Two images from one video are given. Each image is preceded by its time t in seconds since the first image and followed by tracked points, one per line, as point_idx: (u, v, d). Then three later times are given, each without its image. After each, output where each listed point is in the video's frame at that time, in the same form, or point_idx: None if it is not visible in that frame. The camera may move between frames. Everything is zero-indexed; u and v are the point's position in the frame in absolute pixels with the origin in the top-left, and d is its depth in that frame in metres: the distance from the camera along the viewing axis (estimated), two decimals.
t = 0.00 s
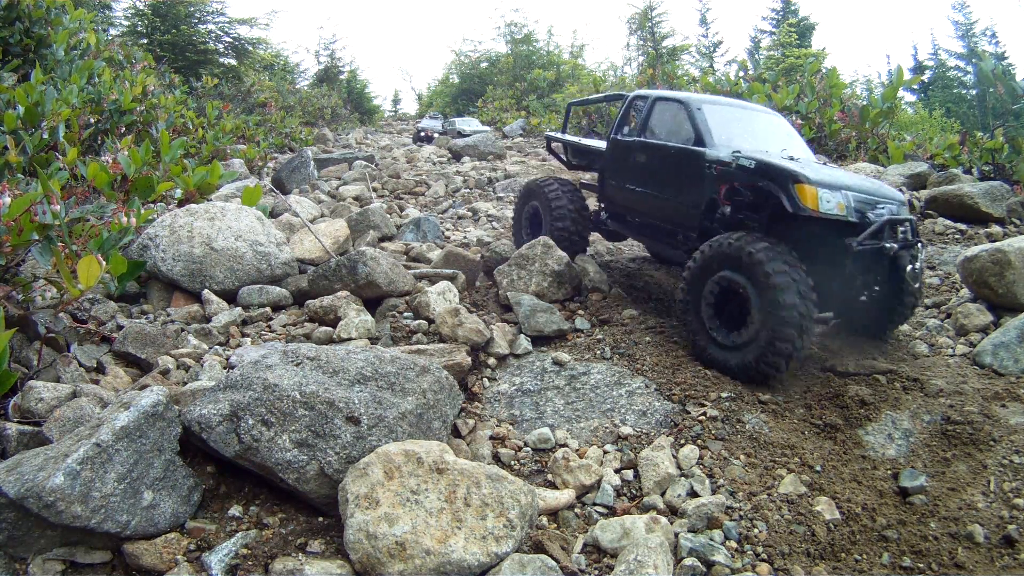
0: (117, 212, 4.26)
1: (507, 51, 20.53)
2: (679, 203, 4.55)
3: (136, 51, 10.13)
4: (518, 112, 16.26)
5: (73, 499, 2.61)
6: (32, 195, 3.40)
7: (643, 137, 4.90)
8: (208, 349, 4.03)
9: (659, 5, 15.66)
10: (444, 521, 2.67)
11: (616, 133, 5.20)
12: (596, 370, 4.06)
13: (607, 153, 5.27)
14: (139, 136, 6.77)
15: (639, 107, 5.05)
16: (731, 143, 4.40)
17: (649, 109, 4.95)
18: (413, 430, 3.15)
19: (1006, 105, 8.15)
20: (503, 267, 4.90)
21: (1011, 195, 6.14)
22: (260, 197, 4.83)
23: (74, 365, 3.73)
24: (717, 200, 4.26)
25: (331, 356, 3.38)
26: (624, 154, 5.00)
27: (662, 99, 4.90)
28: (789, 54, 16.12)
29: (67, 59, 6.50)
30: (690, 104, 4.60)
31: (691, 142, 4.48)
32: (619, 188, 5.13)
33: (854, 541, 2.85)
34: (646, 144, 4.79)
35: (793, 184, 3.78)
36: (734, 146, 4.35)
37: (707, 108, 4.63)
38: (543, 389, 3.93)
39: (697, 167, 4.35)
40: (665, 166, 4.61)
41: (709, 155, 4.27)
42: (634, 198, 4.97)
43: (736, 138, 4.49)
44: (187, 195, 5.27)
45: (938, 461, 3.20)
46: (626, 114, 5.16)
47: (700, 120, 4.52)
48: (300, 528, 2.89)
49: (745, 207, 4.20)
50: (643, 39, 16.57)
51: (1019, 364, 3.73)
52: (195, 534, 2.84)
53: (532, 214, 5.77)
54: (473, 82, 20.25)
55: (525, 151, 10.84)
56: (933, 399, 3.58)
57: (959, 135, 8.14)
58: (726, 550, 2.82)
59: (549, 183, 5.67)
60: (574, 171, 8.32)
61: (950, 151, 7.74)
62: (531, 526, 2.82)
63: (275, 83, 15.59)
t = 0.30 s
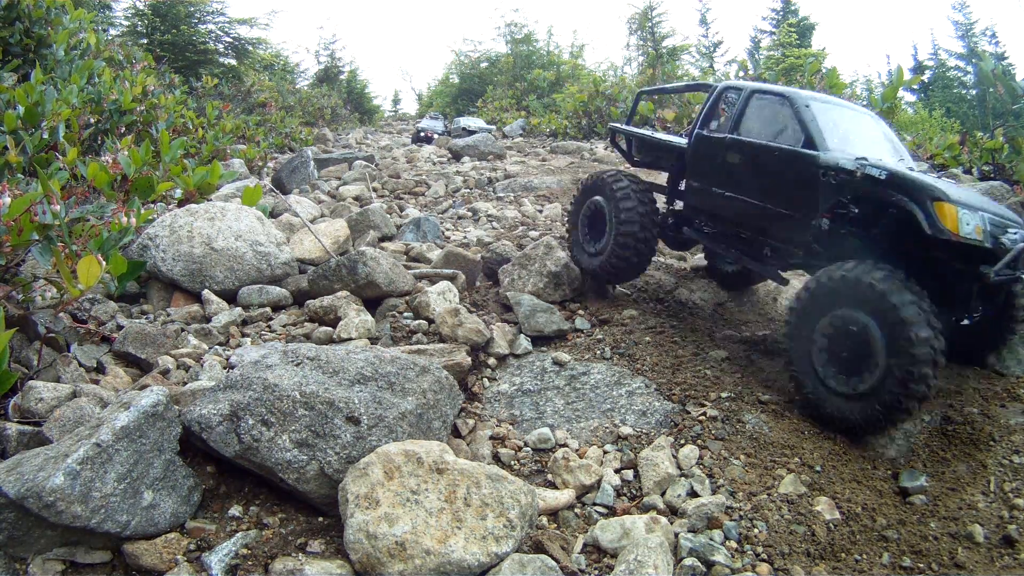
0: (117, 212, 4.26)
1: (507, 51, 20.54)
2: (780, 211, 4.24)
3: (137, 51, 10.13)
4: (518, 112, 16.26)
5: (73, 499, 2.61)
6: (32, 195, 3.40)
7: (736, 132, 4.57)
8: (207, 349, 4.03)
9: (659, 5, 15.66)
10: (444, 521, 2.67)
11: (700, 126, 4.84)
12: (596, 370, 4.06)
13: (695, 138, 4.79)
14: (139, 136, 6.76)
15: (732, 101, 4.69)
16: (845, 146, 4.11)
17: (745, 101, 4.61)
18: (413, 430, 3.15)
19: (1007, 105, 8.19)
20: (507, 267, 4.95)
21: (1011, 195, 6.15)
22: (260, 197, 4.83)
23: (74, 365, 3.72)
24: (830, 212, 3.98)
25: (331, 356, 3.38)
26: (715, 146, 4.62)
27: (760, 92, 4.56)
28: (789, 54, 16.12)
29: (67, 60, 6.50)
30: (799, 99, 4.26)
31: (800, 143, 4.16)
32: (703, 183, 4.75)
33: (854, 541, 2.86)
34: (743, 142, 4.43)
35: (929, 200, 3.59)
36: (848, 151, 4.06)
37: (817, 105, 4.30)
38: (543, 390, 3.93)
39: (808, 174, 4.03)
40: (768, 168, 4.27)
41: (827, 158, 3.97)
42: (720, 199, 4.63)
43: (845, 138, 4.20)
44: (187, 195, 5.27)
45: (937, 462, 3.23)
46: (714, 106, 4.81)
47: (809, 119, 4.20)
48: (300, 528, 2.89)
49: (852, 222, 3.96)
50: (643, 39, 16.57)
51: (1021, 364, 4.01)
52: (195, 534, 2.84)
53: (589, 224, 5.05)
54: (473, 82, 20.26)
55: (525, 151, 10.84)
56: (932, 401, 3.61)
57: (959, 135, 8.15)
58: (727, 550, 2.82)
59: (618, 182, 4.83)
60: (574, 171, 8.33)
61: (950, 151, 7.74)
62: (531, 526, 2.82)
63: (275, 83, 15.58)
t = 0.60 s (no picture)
0: (117, 212, 4.27)
1: (507, 51, 20.55)
2: (844, 263, 3.66)
3: (137, 51, 10.13)
4: (518, 112, 16.26)
5: (73, 499, 2.61)
6: (32, 195, 3.40)
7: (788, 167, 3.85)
8: (207, 349, 4.03)
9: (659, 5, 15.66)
10: (444, 521, 2.67)
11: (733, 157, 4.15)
12: (597, 370, 4.06)
13: (736, 175, 4.10)
14: (139, 136, 6.76)
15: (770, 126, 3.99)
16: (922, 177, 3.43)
17: (787, 128, 3.90)
18: (413, 430, 3.15)
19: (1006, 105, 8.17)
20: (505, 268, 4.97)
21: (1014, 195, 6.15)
22: (260, 197, 4.83)
23: (74, 365, 3.73)
24: (912, 259, 3.35)
25: (331, 356, 3.38)
26: (761, 185, 3.96)
27: (801, 114, 3.88)
28: (789, 53, 16.12)
29: (67, 60, 6.50)
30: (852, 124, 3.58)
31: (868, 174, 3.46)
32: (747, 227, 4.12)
33: (854, 541, 2.86)
34: (798, 179, 3.74)
35: None
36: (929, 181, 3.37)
37: (871, 126, 3.61)
38: (543, 389, 3.93)
39: (885, 215, 3.36)
40: (829, 209, 3.62)
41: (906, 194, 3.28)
42: (771, 242, 4.01)
43: (914, 164, 3.52)
44: (187, 195, 5.27)
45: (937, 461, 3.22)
46: (750, 134, 4.07)
47: (870, 147, 3.51)
48: (300, 528, 2.89)
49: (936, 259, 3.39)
50: (643, 39, 16.57)
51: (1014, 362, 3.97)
52: (195, 534, 2.84)
53: (624, 261, 4.63)
54: (473, 82, 20.28)
55: (526, 151, 10.84)
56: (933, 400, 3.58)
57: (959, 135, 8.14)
58: (726, 550, 2.82)
59: (660, 218, 4.39)
60: (574, 171, 8.33)
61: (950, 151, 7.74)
62: (531, 526, 2.82)
63: (275, 83, 15.59)
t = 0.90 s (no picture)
0: (117, 212, 4.27)
1: (507, 51, 20.56)
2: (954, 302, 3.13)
3: (137, 51, 10.14)
4: (518, 112, 16.26)
5: (73, 499, 2.62)
6: (32, 195, 3.40)
7: (898, 191, 3.18)
8: (207, 349, 4.03)
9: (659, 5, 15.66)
10: (444, 521, 2.67)
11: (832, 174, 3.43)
12: (597, 370, 4.06)
13: (829, 195, 3.43)
14: (139, 136, 6.76)
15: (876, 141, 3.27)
16: None
17: (894, 143, 3.20)
18: (413, 430, 3.15)
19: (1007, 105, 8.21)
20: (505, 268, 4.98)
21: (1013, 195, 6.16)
22: (260, 197, 4.83)
23: (74, 365, 3.73)
24: None
25: (331, 356, 3.38)
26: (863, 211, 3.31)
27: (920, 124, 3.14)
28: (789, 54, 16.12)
29: (67, 60, 6.50)
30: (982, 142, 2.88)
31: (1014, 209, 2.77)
32: (841, 254, 3.50)
33: (854, 541, 2.86)
34: (911, 207, 3.09)
35: None
36: None
37: (1003, 144, 2.91)
38: (543, 390, 3.93)
39: None
40: (945, 242, 3.00)
41: None
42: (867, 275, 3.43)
43: None
44: (187, 195, 5.27)
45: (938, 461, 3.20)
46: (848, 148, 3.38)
47: (1013, 174, 2.80)
48: (300, 528, 2.89)
49: None
50: (643, 39, 16.58)
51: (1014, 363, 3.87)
52: (195, 534, 2.84)
53: (688, 296, 4.00)
54: (473, 82, 20.30)
55: (526, 151, 10.84)
56: (933, 400, 3.56)
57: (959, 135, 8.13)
58: (726, 550, 2.82)
59: (737, 258, 3.68)
60: (574, 171, 8.33)
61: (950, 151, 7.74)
62: (531, 526, 2.83)
63: (275, 83, 15.60)
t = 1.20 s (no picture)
0: (117, 212, 4.27)
1: (507, 51, 20.57)
2: None
3: (137, 51, 10.15)
4: (518, 112, 16.26)
5: (73, 499, 2.62)
6: (32, 195, 3.40)
7: None
8: (207, 349, 4.03)
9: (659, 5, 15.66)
10: (444, 521, 2.67)
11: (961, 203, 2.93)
12: (597, 370, 4.06)
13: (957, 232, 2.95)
14: (139, 136, 6.76)
15: (1015, 170, 2.77)
16: None
17: None
18: (413, 430, 3.15)
19: (1007, 105, 8.21)
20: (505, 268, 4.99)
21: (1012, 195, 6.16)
22: (260, 197, 4.83)
23: (74, 365, 3.73)
24: None
25: (331, 356, 3.38)
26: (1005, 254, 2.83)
27: None
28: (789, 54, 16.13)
29: (67, 60, 6.50)
30: None
31: None
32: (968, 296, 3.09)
33: (854, 541, 2.86)
34: None
35: None
36: None
37: None
38: (543, 389, 3.93)
39: None
40: None
41: None
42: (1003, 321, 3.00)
43: None
44: (187, 195, 5.27)
45: (938, 461, 3.20)
46: (980, 174, 2.87)
47: None
48: (300, 528, 2.89)
49: None
50: (643, 39, 16.58)
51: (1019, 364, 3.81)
52: (195, 534, 2.84)
53: (779, 344, 3.40)
54: (473, 82, 20.31)
55: (526, 151, 10.84)
56: (933, 399, 3.54)
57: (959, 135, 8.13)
58: (726, 550, 2.83)
59: (845, 308, 3.11)
60: (574, 170, 8.33)
61: (950, 151, 7.75)
62: (531, 526, 2.83)
63: (275, 83, 15.61)
